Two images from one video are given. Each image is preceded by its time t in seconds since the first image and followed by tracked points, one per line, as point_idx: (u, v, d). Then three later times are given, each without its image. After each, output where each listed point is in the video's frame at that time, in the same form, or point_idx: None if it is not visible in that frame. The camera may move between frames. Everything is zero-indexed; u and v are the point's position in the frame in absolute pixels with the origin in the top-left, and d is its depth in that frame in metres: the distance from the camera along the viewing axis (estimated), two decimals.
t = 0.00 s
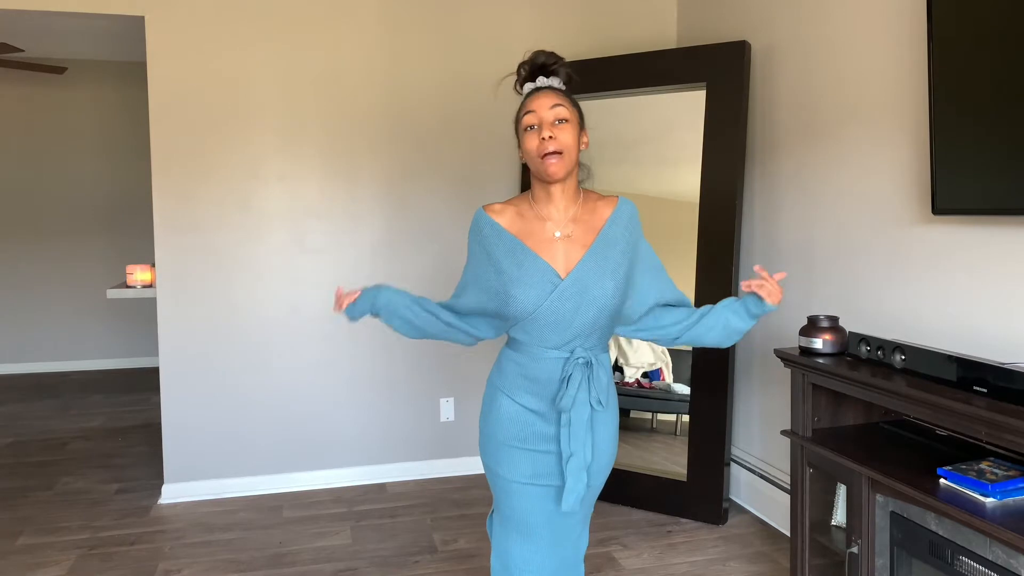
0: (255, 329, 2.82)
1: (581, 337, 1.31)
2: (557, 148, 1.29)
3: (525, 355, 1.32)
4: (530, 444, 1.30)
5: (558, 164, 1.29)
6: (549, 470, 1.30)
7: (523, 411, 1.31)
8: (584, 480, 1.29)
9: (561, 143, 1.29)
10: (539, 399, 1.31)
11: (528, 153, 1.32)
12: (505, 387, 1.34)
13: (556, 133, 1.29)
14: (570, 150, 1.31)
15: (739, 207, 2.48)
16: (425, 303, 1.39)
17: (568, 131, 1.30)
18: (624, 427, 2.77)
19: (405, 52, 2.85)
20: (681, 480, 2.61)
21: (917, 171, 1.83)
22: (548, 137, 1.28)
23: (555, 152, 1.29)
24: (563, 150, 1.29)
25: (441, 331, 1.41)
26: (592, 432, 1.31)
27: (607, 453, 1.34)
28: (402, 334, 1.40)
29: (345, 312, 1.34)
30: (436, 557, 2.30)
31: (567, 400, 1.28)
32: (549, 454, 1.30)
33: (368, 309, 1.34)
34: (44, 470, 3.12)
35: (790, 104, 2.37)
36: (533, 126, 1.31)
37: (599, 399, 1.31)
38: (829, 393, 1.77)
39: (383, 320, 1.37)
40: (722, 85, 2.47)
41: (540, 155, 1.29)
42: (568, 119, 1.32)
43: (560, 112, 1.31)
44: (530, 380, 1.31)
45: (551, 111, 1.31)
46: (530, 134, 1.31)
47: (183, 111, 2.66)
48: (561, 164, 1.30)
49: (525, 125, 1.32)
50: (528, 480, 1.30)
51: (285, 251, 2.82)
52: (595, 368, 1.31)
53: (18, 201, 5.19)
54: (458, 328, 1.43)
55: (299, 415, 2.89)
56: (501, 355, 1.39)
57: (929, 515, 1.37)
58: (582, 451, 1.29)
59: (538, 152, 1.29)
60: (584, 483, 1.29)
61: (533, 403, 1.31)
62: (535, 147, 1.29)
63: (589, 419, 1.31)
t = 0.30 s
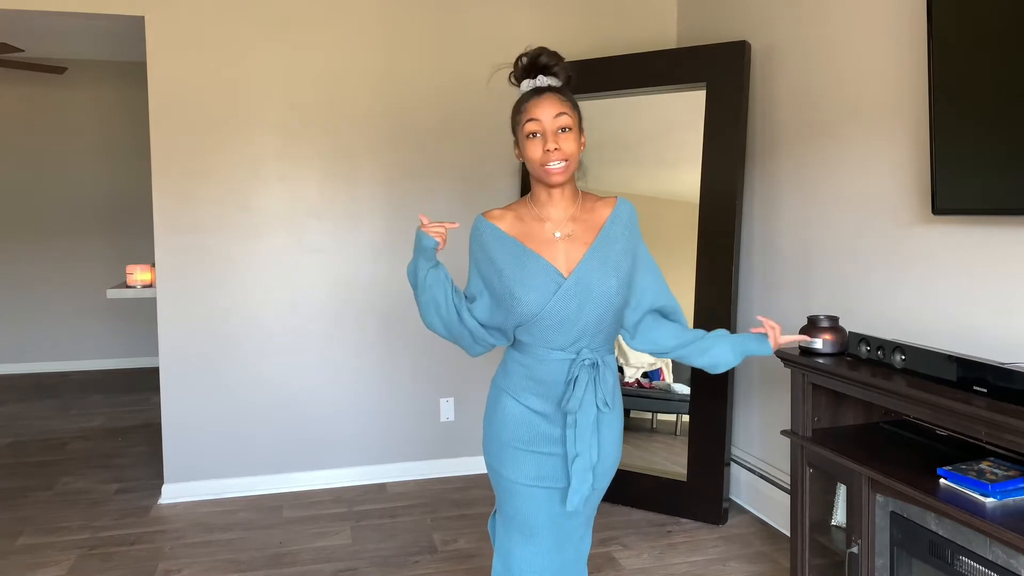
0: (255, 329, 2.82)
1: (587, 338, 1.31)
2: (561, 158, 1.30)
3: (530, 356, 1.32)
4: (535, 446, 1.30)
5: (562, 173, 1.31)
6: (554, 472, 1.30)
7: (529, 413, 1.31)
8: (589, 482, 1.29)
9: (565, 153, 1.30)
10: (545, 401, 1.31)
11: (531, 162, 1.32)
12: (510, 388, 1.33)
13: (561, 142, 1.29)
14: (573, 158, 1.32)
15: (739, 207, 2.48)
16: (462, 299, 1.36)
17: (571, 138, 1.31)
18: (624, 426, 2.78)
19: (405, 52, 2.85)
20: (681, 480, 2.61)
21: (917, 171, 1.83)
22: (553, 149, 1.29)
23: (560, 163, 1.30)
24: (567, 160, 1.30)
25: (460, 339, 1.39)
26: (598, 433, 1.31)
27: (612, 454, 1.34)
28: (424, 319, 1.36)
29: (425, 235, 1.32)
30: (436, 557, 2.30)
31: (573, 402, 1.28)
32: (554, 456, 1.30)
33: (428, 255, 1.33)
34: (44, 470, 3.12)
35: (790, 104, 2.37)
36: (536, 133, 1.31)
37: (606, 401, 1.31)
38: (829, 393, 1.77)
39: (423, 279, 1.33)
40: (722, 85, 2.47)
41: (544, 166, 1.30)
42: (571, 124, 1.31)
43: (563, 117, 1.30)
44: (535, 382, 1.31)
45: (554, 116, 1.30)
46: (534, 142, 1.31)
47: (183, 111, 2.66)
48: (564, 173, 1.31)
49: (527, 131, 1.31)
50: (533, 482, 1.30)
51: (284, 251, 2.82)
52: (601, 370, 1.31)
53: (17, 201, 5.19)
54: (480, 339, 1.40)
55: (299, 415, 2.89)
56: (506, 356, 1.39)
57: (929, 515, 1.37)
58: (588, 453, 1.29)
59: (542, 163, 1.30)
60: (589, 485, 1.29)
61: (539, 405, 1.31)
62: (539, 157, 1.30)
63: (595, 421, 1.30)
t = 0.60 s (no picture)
0: (255, 329, 2.82)
1: (589, 338, 1.31)
2: (563, 156, 1.29)
3: (532, 357, 1.32)
4: (537, 447, 1.30)
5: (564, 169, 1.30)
6: (555, 473, 1.30)
7: (531, 414, 1.31)
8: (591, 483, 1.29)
9: (567, 150, 1.29)
10: (547, 402, 1.31)
11: (533, 161, 1.32)
12: (512, 389, 1.33)
13: (562, 139, 1.29)
14: (576, 155, 1.31)
15: (739, 207, 2.48)
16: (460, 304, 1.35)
17: (572, 134, 1.30)
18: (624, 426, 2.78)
19: (405, 52, 2.85)
20: (681, 480, 2.61)
21: (917, 171, 1.83)
22: (554, 146, 1.28)
23: (562, 160, 1.30)
24: (569, 157, 1.30)
25: (466, 340, 1.38)
26: (600, 434, 1.31)
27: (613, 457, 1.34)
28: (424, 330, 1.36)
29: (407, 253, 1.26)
30: (436, 557, 2.30)
31: (575, 402, 1.28)
32: (555, 457, 1.30)
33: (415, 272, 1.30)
34: (44, 470, 3.12)
35: (790, 104, 2.37)
36: (536, 132, 1.30)
37: (609, 402, 1.31)
38: (829, 393, 1.77)
39: (414, 295, 1.30)
40: (723, 85, 2.47)
41: (546, 165, 1.30)
42: (571, 120, 1.31)
43: (562, 114, 1.30)
44: (537, 383, 1.31)
45: (553, 114, 1.30)
46: (535, 141, 1.30)
47: (183, 111, 2.66)
48: (567, 169, 1.31)
49: (528, 131, 1.31)
50: (534, 483, 1.30)
51: (284, 251, 2.82)
52: (603, 371, 1.31)
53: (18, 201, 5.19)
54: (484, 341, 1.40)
55: (299, 415, 2.89)
56: (507, 357, 1.39)
57: (929, 515, 1.37)
58: (589, 454, 1.29)
59: (544, 162, 1.30)
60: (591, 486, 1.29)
61: (541, 406, 1.31)
62: (541, 156, 1.30)
63: (597, 422, 1.30)
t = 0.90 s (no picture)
0: (255, 329, 2.82)
1: (590, 339, 1.30)
2: (570, 163, 1.29)
3: (533, 357, 1.32)
4: (537, 448, 1.30)
5: (572, 174, 1.30)
6: (556, 473, 1.30)
7: (531, 415, 1.31)
8: (592, 483, 1.28)
9: (574, 155, 1.29)
10: (547, 403, 1.31)
11: (540, 167, 1.31)
12: (512, 388, 1.33)
13: (568, 145, 1.28)
14: (582, 160, 1.31)
15: (739, 207, 2.48)
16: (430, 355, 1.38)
17: (579, 140, 1.30)
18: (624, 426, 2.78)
19: (405, 52, 2.85)
20: (681, 480, 2.61)
21: (917, 171, 1.83)
22: (562, 153, 1.28)
23: (569, 167, 1.29)
24: (576, 163, 1.29)
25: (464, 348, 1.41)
26: (600, 435, 1.31)
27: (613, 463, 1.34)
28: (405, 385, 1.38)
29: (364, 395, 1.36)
30: (436, 557, 2.30)
31: (576, 403, 1.28)
32: (556, 457, 1.30)
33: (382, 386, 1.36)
34: (44, 470, 3.12)
35: (790, 104, 2.37)
36: (543, 138, 1.29)
37: (609, 403, 1.31)
38: (829, 393, 1.78)
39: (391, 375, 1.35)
40: (722, 85, 2.47)
41: (554, 171, 1.29)
42: (577, 125, 1.31)
43: (568, 120, 1.30)
44: (537, 384, 1.31)
45: (560, 120, 1.29)
46: (541, 146, 1.30)
47: (183, 111, 2.66)
48: (574, 175, 1.30)
49: (534, 136, 1.30)
50: (534, 484, 1.30)
51: (285, 251, 2.82)
52: (604, 372, 1.31)
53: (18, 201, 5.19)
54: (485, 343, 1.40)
55: (298, 415, 2.89)
56: (507, 357, 1.39)
57: (929, 515, 1.37)
58: (590, 453, 1.29)
59: (552, 167, 1.29)
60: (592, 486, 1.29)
61: (541, 407, 1.31)
62: (549, 162, 1.29)
63: (597, 423, 1.30)
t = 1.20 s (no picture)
0: (255, 329, 2.82)
1: (589, 339, 1.30)
2: (574, 159, 1.30)
3: (531, 358, 1.32)
4: (536, 449, 1.30)
5: (575, 171, 1.30)
6: (555, 474, 1.30)
7: (530, 415, 1.31)
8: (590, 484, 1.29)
9: (579, 152, 1.30)
10: (545, 404, 1.30)
11: (543, 160, 1.31)
12: (510, 389, 1.33)
13: (574, 141, 1.29)
14: (586, 158, 1.32)
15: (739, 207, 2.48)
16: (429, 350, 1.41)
17: (585, 137, 1.31)
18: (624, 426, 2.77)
19: (405, 52, 2.85)
20: (682, 480, 2.61)
21: (917, 171, 1.83)
22: (567, 148, 1.28)
23: (573, 162, 1.30)
24: (580, 160, 1.30)
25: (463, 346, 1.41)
26: (599, 436, 1.31)
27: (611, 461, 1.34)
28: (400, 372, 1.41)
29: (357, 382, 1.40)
30: (436, 557, 2.30)
31: (575, 404, 1.28)
32: (554, 458, 1.30)
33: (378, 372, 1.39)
34: (44, 470, 3.12)
35: (790, 104, 2.37)
36: (549, 132, 1.30)
37: (608, 404, 1.31)
38: (829, 394, 1.78)
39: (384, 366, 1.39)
40: (722, 85, 2.47)
41: (557, 166, 1.30)
42: (584, 123, 1.32)
43: (575, 116, 1.31)
44: (535, 384, 1.31)
45: (567, 115, 1.30)
46: (546, 140, 1.30)
47: (183, 111, 2.66)
48: (577, 172, 1.31)
49: (540, 130, 1.31)
50: (532, 486, 1.30)
51: (285, 251, 2.82)
52: (603, 373, 1.31)
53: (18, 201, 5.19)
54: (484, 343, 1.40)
55: (298, 415, 2.89)
56: (506, 357, 1.38)
57: (929, 515, 1.37)
58: (588, 455, 1.29)
59: (555, 162, 1.30)
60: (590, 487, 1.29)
61: (539, 408, 1.31)
62: (553, 156, 1.29)
63: (596, 423, 1.30)
